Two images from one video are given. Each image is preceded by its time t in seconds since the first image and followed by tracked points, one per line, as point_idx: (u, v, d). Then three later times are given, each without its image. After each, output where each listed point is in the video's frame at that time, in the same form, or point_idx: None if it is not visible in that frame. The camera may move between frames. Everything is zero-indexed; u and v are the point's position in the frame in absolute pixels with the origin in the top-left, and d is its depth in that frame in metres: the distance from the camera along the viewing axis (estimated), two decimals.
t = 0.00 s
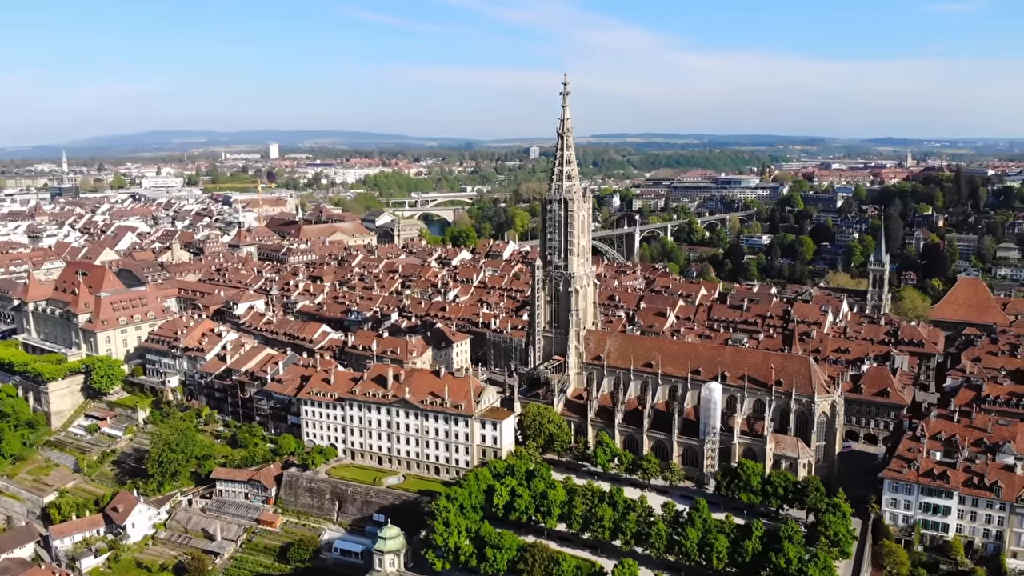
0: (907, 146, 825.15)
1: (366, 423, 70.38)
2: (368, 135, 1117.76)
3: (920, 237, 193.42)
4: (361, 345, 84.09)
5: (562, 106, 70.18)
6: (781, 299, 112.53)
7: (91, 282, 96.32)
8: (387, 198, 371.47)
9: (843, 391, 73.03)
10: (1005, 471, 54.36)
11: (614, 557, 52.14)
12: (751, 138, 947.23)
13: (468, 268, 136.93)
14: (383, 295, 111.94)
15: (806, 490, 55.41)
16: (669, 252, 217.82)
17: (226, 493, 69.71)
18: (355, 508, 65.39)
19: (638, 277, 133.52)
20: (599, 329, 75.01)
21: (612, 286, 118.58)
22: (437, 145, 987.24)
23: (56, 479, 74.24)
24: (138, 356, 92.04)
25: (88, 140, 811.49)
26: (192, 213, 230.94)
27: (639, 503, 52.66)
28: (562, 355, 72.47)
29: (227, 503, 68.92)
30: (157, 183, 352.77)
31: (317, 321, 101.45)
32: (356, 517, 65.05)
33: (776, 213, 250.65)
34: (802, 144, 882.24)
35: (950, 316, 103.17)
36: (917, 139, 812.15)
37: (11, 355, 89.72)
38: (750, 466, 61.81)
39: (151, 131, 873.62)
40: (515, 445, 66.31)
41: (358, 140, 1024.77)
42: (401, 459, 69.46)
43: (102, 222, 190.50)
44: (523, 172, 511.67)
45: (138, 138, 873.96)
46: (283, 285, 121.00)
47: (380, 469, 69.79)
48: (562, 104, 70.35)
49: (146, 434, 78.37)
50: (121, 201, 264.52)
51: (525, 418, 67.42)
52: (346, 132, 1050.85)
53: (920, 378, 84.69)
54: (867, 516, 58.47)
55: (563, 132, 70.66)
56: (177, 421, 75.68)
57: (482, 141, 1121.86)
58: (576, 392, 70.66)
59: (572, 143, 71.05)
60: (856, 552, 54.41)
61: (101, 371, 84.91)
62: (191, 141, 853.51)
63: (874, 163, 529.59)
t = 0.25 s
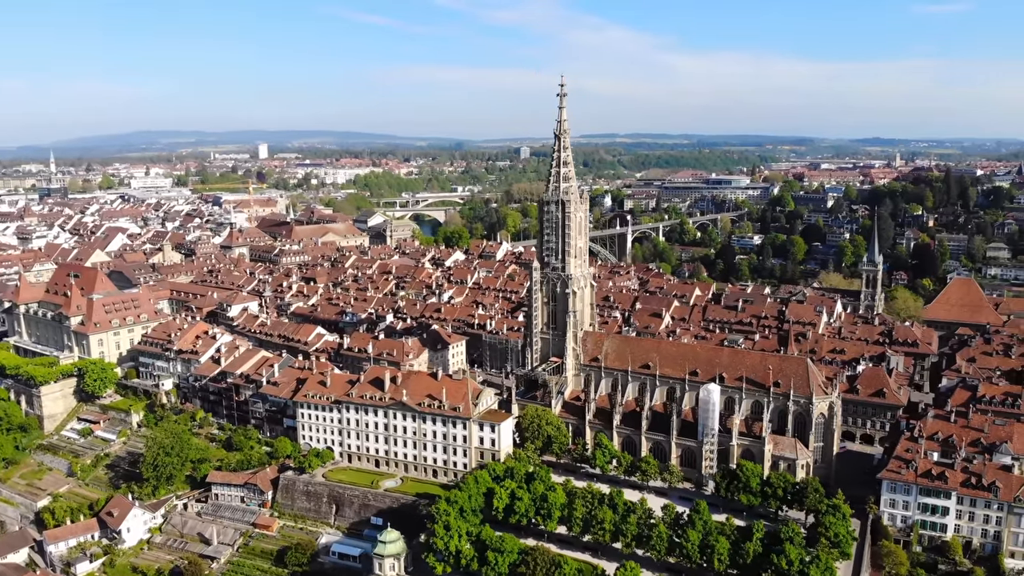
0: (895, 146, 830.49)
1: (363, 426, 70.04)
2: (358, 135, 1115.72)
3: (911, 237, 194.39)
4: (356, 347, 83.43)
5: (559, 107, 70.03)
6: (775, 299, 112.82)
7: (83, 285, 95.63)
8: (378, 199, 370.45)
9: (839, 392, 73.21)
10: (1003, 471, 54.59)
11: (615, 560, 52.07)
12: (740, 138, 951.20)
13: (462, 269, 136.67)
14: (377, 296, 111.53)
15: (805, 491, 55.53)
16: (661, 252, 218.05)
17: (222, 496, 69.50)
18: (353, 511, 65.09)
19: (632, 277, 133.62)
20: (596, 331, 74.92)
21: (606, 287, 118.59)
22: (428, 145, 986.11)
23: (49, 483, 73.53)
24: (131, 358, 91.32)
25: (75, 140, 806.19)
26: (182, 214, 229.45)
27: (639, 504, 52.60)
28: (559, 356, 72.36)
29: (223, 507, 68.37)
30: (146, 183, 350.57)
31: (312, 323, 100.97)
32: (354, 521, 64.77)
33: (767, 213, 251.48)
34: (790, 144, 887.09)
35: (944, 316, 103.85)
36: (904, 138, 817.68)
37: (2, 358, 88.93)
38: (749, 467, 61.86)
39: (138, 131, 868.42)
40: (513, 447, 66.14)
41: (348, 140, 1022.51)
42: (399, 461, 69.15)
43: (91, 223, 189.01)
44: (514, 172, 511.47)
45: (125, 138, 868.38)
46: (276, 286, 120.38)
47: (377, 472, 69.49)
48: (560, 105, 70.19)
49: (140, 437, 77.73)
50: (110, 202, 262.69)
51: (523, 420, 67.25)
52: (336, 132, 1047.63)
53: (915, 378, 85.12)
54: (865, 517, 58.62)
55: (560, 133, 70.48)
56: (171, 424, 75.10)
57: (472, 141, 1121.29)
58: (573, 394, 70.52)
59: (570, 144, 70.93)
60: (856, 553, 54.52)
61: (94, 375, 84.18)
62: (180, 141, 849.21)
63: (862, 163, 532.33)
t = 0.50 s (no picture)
0: (881, 146, 837.29)
1: (359, 429, 69.66)
2: (346, 135, 1113.25)
3: (900, 237, 195.48)
4: (351, 349, 83.05)
5: (555, 108, 69.86)
6: (768, 300, 113.14)
7: (74, 287, 94.99)
8: (368, 199, 369.38)
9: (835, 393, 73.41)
10: (999, 471, 54.89)
11: (615, 562, 52.02)
12: (728, 138, 955.60)
13: (454, 270, 136.37)
14: (370, 298, 111.09)
15: (803, 493, 55.67)
16: (652, 253, 218.44)
17: (217, 501, 68.70)
18: (349, 515, 64.67)
19: (625, 278, 133.75)
20: (593, 332, 74.82)
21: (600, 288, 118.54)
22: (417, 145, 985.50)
23: (42, 488, 72.76)
24: (123, 361, 90.58)
25: (60, 140, 800.88)
26: (171, 215, 227.94)
27: (639, 507, 52.55)
28: (556, 358, 72.33)
29: (218, 511, 67.73)
30: (133, 184, 347.99)
31: (305, 326, 100.44)
32: (351, 524, 64.35)
33: (756, 214, 252.40)
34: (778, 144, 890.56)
35: (936, 316, 104.68)
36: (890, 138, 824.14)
37: None
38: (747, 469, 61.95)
39: (124, 131, 863.00)
40: (511, 450, 65.98)
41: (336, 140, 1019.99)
42: (396, 465, 68.86)
43: (80, 224, 187.40)
44: (503, 172, 511.23)
45: (110, 138, 862.22)
46: (269, 288, 119.67)
47: (374, 476, 69.13)
48: (556, 106, 70.04)
49: (133, 441, 77.03)
50: (97, 203, 260.61)
51: (521, 422, 67.09)
52: (324, 132, 1044.42)
53: (908, 379, 85.67)
54: (863, 518, 58.79)
55: (556, 134, 70.27)
56: (165, 428, 74.45)
57: (461, 142, 1120.63)
58: (571, 396, 70.39)
59: (566, 146, 70.73)
60: (855, 554, 54.63)
61: (86, 378, 83.35)
62: (167, 141, 844.53)
63: (850, 163, 535.39)
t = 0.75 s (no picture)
0: (868, 145, 842.94)
1: (356, 432, 69.33)
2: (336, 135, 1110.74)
3: (890, 237, 196.51)
4: (346, 352, 82.74)
5: (552, 110, 69.71)
6: (762, 301, 113.43)
7: (66, 289, 94.16)
8: (358, 200, 368.28)
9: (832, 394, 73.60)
10: (997, 472, 55.11)
11: (615, 565, 51.98)
12: (718, 138, 959.24)
13: (448, 271, 136.12)
14: (365, 300, 110.71)
15: (802, 494, 55.79)
16: (644, 253, 218.74)
17: (213, 505, 68.22)
18: (347, 519, 64.35)
19: (619, 279, 133.78)
20: (590, 334, 74.73)
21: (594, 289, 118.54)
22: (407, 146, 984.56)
23: (35, 492, 72.04)
24: (116, 364, 89.88)
25: (46, 140, 794.49)
26: (161, 216, 226.47)
27: (640, 509, 52.48)
28: (554, 360, 72.24)
29: (214, 516, 67.45)
30: (122, 185, 345.62)
31: (300, 328, 99.90)
32: (349, 528, 64.04)
33: (747, 214, 253.15)
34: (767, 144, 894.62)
35: (929, 316, 105.45)
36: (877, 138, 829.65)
37: None
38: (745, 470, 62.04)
39: (111, 132, 857.03)
40: (509, 453, 65.82)
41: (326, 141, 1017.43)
42: (393, 468, 68.59)
43: (69, 225, 185.84)
44: (494, 172, 510.81)
45: (97, 138, 856.33)
46: (262, 289, 118.99)
47: (371, 478, 68.81)
48: (553, 107, 69.88)
49: (127, 445, 76.43)
50: (86, 204, 258.83)
51: (519, 424, 66.94)
52: (313, 132, 1041.57)
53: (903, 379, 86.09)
54: (862, 518, 58.89)
55: (553, 136, 70.13)
56: (160, 431, 73.86)
57: (451, 142, 1119.72)
58: (568, 397, 70.19)
59: (563, 147, 70.58)
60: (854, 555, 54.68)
61: (79, 382, 82.63)
62: (155, 142, 840.40)
63: (838, 164, 538.00)
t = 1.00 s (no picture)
0: (855, 145, 848.97)
1: (353, 435, 68.95)
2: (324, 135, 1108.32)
3: (880, 237, 197.62)
4: (341, 354, 82.48)
5: (548, 112, 69.56)
6: (756, 301, 113.76)
7: (56, 292, 93.25)
8: (348, 200, 367.01)
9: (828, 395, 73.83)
10: (994, 472, 55.35)
11: (616, 568, 51.89)
12: (707, 138, 962.28)
13: (441, 272, 135.78)
14: (358, 302, 110.21)
15: (801, 495, 55.87)
16: (635, 254, 219.08)
17: (208, 509, 67.68)
18: (344, 523, 63.98)
19: (612, 279, 133.75)
20: (586, 336, 74.62)
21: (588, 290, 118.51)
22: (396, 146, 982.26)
23: (27, 497, 71.18)
24: (108, 367, 89.11)
25: (31, 140, 787.54)
26: (149, 217, 224.82)
27: (640, 512, 52.45)
28: (551, 362, 72.14)
29: (209, 520, 66.70)
30: (109, 185, 342.98)
31: (293, 330, 99.36)
32: (346, 532, 63.66)
33: (737, 215, 253.92)
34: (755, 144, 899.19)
35: (921, 317, 106.18)
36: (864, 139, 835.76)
37: None
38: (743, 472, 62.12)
39: (97, 132, 850.67)
40: (507, 456, 65.61)
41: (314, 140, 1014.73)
42: (390, 471, 68.22)
43: (57, 227, 184.13)
44: (483, 172, 510.26)
45: (83, 138, 849.69)
46: (254, 291, 118.25)
47: (368, 482, 68.41)
48: (549, 109, 69.73)
49: (120, 449, 75.74)
50: (74, 205, 257.07)
51: (517, 427, 66.77)
52: (301, 132, 1037.69)
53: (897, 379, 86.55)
54: (860, 519, 58.99)
55: (550, 138, 69.98)
56: (153, 436, 73.20)
57: (439, 142, 1119.36)
58: (565, 399, 70.07)
59: (559, 149, 70.54)
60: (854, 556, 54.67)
61: (70, 386, 81.84)
62: (142, 142, 836.26)
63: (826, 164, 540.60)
